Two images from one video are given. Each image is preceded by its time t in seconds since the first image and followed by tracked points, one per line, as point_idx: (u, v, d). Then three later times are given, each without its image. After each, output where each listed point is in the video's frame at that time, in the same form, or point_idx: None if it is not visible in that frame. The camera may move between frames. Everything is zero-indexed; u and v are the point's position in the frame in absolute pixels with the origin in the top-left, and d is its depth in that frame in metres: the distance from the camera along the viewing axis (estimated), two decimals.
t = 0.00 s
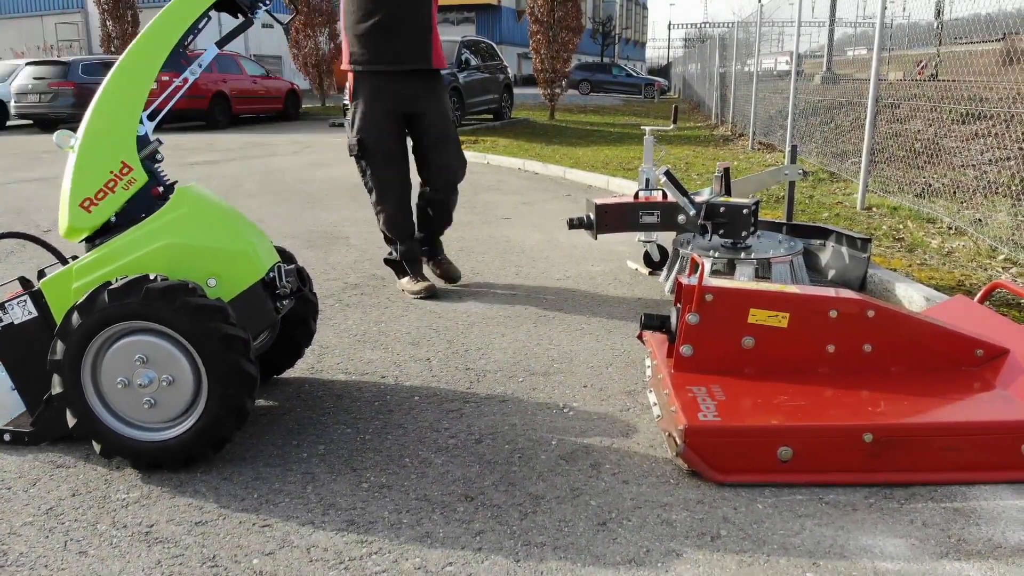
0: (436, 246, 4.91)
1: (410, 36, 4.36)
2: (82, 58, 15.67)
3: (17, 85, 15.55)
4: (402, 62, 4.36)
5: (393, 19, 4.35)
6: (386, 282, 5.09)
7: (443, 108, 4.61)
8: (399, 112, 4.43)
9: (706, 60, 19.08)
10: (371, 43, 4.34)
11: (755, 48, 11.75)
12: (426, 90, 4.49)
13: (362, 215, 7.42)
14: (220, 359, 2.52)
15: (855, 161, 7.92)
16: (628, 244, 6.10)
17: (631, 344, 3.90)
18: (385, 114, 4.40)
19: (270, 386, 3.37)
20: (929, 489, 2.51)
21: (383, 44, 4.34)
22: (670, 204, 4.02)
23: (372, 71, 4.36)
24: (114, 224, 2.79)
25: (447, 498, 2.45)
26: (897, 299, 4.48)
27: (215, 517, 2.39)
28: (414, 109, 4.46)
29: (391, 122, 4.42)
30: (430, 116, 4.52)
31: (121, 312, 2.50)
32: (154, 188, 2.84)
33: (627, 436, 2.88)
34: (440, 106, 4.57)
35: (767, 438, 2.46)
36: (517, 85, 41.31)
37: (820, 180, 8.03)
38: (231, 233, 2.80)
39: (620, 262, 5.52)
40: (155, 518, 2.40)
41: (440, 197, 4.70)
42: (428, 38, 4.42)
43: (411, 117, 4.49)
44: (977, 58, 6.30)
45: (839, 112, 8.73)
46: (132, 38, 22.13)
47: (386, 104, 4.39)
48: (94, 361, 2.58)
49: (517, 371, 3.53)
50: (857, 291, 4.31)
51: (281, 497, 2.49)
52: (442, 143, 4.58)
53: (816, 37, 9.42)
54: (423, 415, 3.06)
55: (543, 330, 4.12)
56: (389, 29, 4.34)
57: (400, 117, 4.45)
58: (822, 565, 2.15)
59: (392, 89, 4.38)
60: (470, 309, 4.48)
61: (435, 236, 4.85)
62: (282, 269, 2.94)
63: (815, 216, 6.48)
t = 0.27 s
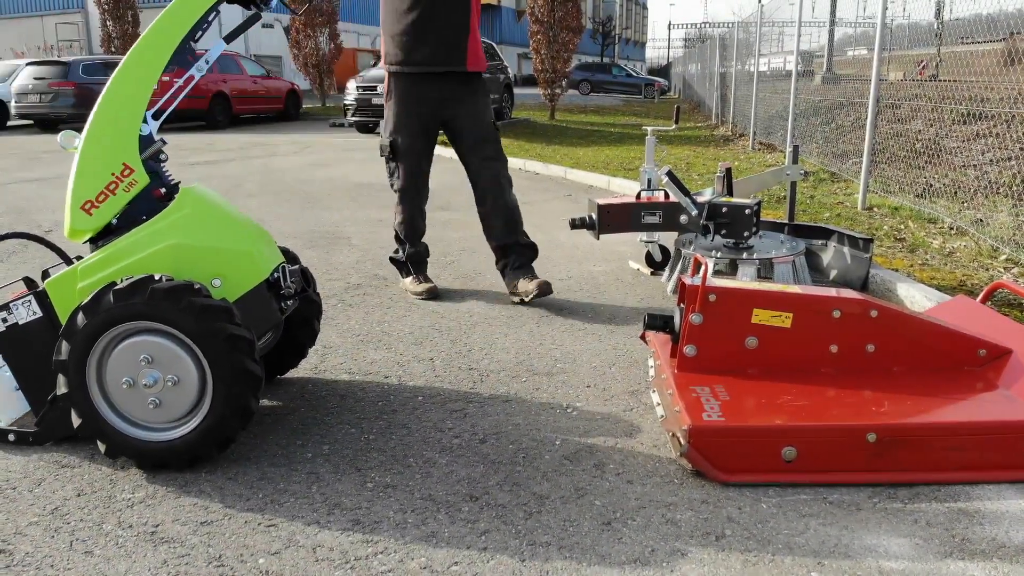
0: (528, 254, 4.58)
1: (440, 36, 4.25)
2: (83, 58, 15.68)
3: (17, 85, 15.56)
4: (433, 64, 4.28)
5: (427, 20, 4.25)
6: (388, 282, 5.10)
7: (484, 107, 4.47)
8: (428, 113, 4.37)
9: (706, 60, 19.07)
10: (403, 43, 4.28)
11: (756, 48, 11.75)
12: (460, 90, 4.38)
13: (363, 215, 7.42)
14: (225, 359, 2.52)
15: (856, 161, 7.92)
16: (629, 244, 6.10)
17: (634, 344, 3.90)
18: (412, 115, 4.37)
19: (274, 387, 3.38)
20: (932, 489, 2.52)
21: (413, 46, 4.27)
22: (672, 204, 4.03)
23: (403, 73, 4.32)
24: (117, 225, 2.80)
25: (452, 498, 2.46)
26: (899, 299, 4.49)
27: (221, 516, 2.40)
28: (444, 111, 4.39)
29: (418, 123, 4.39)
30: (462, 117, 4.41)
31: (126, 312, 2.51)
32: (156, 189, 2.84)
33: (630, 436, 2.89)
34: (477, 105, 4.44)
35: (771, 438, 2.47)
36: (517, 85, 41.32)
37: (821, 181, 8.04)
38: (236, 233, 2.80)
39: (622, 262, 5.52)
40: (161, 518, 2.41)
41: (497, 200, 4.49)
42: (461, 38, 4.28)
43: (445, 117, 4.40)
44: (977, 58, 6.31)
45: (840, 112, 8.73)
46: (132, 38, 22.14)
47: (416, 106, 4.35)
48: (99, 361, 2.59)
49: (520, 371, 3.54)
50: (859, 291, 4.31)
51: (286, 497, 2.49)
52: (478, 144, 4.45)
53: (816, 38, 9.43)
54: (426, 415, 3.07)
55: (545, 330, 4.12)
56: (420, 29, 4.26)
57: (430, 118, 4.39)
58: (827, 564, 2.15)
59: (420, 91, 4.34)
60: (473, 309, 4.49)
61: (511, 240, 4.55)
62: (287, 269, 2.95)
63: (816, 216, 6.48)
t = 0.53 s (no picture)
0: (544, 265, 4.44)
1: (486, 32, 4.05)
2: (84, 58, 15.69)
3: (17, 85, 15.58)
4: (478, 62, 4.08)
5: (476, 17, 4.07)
6: (393, 282, 5.10)
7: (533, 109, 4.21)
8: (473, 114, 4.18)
9: (707, 60, 19.06)
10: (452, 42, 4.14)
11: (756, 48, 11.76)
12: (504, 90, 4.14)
13: (365, 215, 7.42)
14: (233, 358, 2.53)
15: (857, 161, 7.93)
16: (632, 244, 6.11)
17: (639, 344, 3.91)
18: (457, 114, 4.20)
19: (281, 386, 3.39)
20: (939, 487, 2.53)
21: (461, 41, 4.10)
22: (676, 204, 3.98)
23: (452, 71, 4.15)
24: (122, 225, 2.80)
25: (460, 497, 2.47)
26: (903, 299, 4.50)
27: (230, 515, 2.41)
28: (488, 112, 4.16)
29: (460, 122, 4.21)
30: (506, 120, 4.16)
31: (135, 311, 2.51)
32: (161, 189, 2.83)
33: (637, 436, 2.90)
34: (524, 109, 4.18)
35: (779, 437, 2.48)
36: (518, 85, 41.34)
37: (822, 181, 8.04)
38: (244, 233, 2.81)
39: (626, 262, 5.53)
40: (170, 517, 2.42)
41: (526, 210, 4.28)
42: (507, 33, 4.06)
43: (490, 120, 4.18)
44: (979, 58, 6.32)
45: (841, 112, 8.74)
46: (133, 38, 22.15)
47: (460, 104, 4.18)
48: (108, 361, 2.59)
49: (525, 371, 3.54)
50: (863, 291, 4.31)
51: (295, 496, 2.50)
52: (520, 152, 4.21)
53: (817, 38, 9.44)
54: (433, 414, 3.08)
55: (550, 330, 4.13)
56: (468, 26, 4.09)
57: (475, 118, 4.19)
58: (835, 562, 2.16)
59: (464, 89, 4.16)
60: (477, 309, 4.49)
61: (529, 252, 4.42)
62: (294, 269, 2.95)
63: (819, 217, 6.48)
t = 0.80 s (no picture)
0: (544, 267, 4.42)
1: (514, 26, 4.02)
2: (84, 58, 15.69)
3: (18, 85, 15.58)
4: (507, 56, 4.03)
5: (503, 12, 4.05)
6: (396, 281, 5.11)
7: (557, 106, 4.16)
8: (501, 108, 4.10)
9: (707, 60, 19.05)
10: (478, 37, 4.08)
11: (757, 48, 11.76)
12: (534, 84, 4.07)
13: (368, 214, 7.43)
14: (241, 356, 2.54)
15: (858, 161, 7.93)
16: (634, 243, 6.11)
17: (643, 343, 3.91)
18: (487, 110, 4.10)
19: (286, 385, 3.39)
20: (945, 485, 2.53)
21: (488, 36, 4.05)
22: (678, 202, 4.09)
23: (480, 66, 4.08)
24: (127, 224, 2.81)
25: (467, 494, 2.47)
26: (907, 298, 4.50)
27: (237, 513, 2.41)
28: (515, 107, 4.08)
29: (491, 118, 4.11)
30: (533, 115, 4.09)
31: (142, 309, 2.52)
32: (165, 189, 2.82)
33: (643, 434, 2.90)
34: (550, 104, 4.12)
35: (785, 435, 2.48)
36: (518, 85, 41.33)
37: (824, 180, 8.04)
38: (250, 232, 2.80)
39: (629, 262, 5.53)
40: (178, 514, 2.42)
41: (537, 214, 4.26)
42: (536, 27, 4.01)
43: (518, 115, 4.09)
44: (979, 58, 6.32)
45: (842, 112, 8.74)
46: (133, 38, 22.14)
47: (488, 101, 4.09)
48: (115, 359, 2.60)
49: (530, 369, 3.55)
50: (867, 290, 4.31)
51: (302, 493, 2.50)
52: (546, 147, 4.14)
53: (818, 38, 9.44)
54: (439, 412, 3.08)
55: (554, 329, 4.13)
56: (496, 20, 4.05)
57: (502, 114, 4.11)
58: (842, 559, 2.16)
59: (491, 84, 4.08)
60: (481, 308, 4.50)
61: (537, 253, 4.38)
62: (300, 267, 2.96)
63: (821, 216, 6.48)
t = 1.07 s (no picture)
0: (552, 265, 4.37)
1: (514, 18, 3.84)
2: (85, 58, 15.70)
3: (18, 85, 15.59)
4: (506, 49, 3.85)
5: (505, 4, 3.89)
6: (398, 280, 5.11)
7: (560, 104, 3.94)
8: (500, 105, 3.92)
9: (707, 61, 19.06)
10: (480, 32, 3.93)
11: (757, 48, 11.77)
12: (534, 79, 3.87)
13: (369, 214, 7.43)
14: (245, 356, 2.54)
15: (858, 161, 7.94)
16: (636, 243, 6.12)
17: (645, 342, 3.92)
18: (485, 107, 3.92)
19: (289, 384, 3.39)
20: (948, 483, 2.53)
21: (489, 30, 3.90)
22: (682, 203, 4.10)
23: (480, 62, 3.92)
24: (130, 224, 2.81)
25: (471, 493, 2.48)
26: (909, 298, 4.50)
27: (241, 511, 2.42)
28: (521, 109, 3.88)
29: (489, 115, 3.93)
30: (538, 117, 3.87)
31: (146, 308, 2.52)
32: (168, 188, 2.82)
33: (646, 433, 2.91)
34: (552, 101, 3.90)
35: (787, 434, 2.48)
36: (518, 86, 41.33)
37: (824, 180, 8.04)
38: (254, 232, 2.80)
39: (630, 261, 5.53)
40: (182, 513, 2.43)
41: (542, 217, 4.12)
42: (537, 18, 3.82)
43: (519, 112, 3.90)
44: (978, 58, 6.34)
45: (843, 112, 8.75)
46: (133, 38, 22.17)
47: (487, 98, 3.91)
48: (119, 358, 2.60)
49: (532, 368, 3.55)
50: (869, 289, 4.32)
51: (307, 492, 2.51)
52: (546, 148, 3.92)
53: (818, 38, 9.44)
54: (442, 411, 3.09)
55: (556, 328, 4.14)
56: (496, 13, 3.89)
57: (501, 111, 3.93)
58: (846, 557, 2.17)
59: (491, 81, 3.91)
60: (483, 307, 4.50)
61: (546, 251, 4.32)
62: (304, 267, 2.96)
63: (822, 216, 6.49)
